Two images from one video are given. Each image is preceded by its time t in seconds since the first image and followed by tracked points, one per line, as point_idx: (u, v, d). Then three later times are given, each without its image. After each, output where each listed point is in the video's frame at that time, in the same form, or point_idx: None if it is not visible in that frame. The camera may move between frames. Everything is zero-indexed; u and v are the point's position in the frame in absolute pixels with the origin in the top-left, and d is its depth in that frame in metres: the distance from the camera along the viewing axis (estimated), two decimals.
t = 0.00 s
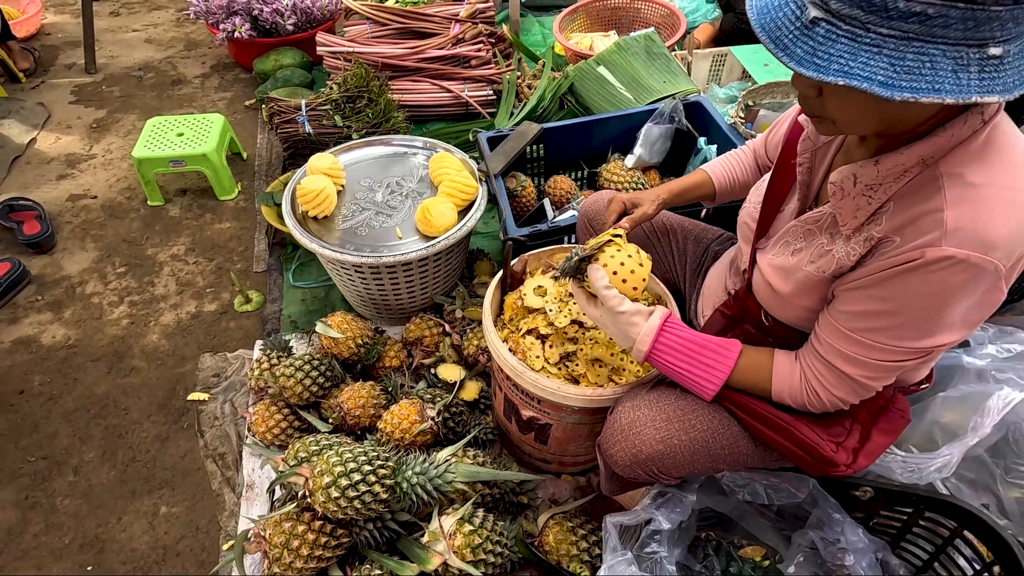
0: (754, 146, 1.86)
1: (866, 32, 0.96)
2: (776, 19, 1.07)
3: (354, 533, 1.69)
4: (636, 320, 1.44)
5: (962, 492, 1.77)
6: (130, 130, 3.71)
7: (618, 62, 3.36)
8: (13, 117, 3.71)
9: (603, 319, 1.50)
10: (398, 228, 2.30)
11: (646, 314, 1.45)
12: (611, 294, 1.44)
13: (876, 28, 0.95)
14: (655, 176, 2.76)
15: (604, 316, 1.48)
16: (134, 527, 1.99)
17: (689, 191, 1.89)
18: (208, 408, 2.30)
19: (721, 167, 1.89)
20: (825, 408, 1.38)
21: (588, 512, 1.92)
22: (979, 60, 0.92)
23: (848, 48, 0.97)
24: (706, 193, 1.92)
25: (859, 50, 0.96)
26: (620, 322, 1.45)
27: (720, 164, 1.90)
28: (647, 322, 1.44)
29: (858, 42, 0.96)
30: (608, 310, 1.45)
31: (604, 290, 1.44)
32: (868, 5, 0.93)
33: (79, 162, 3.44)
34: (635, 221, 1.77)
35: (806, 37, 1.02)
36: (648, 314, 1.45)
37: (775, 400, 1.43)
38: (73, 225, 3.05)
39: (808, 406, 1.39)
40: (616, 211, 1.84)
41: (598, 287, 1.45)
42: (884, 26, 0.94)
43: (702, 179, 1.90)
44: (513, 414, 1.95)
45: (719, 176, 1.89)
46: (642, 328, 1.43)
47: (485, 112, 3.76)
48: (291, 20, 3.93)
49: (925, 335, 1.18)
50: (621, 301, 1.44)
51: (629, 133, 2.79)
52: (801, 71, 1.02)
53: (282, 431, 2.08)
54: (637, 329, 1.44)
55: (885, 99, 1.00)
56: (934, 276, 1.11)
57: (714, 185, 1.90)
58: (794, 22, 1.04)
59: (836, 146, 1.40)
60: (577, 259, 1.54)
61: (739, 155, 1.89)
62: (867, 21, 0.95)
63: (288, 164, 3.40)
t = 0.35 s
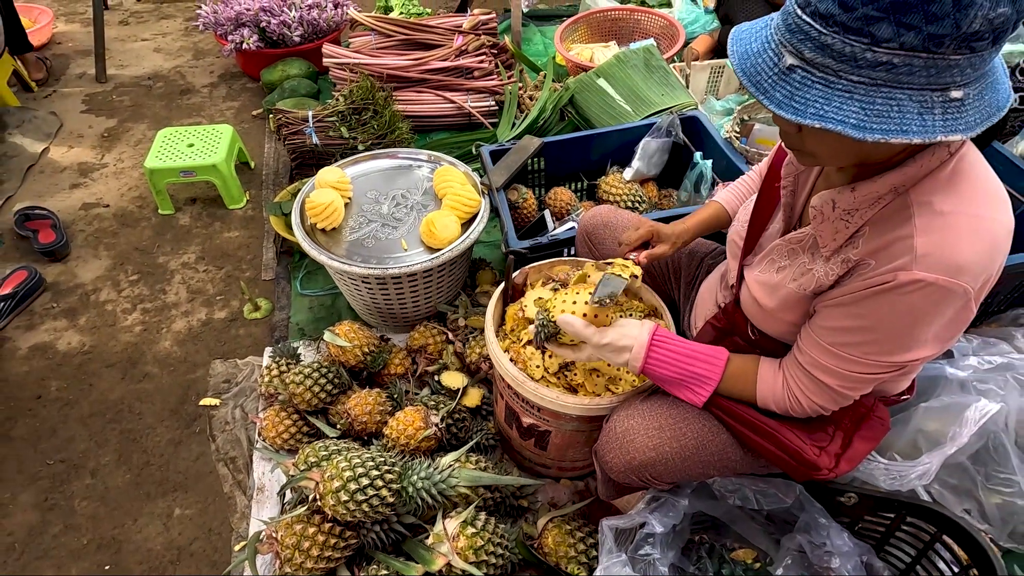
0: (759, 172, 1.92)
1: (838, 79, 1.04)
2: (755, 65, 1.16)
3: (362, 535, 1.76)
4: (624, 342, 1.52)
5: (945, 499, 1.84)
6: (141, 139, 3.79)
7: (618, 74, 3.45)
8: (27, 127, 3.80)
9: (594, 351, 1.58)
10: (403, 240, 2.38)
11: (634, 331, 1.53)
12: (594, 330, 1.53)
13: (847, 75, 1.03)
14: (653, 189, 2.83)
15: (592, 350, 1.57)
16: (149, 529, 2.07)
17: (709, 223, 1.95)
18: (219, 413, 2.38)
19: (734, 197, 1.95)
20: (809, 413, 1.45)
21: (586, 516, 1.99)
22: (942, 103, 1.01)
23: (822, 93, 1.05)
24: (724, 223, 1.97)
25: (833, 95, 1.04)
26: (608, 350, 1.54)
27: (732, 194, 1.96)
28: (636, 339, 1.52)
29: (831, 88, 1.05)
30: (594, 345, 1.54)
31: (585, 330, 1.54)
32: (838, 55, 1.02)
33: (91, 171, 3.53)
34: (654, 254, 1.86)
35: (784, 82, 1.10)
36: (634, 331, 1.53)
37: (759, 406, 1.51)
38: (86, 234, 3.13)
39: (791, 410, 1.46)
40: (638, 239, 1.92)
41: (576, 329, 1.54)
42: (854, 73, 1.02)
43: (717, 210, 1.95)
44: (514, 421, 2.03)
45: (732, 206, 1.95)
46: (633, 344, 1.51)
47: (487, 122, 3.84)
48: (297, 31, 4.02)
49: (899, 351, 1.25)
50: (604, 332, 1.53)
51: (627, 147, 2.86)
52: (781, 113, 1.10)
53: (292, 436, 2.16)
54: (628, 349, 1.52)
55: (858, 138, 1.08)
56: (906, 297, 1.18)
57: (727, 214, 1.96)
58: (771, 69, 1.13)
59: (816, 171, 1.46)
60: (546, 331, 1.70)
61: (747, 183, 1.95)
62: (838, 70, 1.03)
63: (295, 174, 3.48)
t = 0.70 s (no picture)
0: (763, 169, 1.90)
1: (842, 68, 1.03)
2: (758, 54, 1.15)
3: (362, 522, 1.77)
4: (629, 318, 1.53)
5: (950, 495, 1.82)
6: (150, 132, 3.82)
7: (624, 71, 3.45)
8: (38, 119, 3.84)
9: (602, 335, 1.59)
10: (408, 231, 2.39)
11: (637, 308, 1.54)
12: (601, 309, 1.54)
13: (851, 64, 1.02)
14: (659, 184, 2.82)
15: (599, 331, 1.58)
16: (152, 514, 2.08)
17: (708, 222, 1.93)
18: (223, 401, 2.39)
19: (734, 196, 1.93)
20: (810, 402, 1.45)
21: (586, 508, 1.99)
22: (948, 91, 1.00)
23: (826, 82, 1.05)
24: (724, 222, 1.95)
25: (836, 83, 1.04)
26: (615, 328, 1.55)
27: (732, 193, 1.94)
28: (639, 314, 1.53)
29: (835, 76, 1.04)
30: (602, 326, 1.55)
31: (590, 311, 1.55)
32: (842, 44, 1.01)
33: (100, 163, 3.56)
34: (651, 254, 1.84)
35: (787, 71, 1.10)
36: (637, 308, 1.54)
37: (758, 392, 1.51)
38: (95, 224, 3.16)
39: (789, 398, 1.46)
40: (637, 236, 1.90)
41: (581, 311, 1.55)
42: (858, 61, 1.01)
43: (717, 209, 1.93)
44: (516, 412, 2.03)
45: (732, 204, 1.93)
46: (636, 320, 1.52)
47: (494, 118, 3.85)
48: (306, 26, 4.05)
49: (902, 340, 1.25)
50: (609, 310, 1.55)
51: (633, 142, 2.86)
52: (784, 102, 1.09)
53: (294, 424, 2.17)
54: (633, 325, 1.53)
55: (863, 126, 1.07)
56: (910, 286, 1.17)
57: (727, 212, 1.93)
58: (775, 58, 1.12)
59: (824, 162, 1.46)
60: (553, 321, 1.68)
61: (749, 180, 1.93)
62: (841, 58, 1.02)
63: (302, 168, 3.50)
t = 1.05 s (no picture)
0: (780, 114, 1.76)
1: None
2: None
3: (335, 490, 1.64)
4: (632, 267, 1.37)
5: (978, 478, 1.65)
6: (141, 97, 3.70)
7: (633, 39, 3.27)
8: (29, 82, 3.74)
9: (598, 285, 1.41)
10: (397, 189, 2.25)
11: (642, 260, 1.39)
12: (602, 252, 1.38)
13: None
14: (666, 151, 2.66)
15: (595, 279, 1.41)
16: (117, 480, 1.96)
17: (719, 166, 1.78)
18: (199, 365, 2.26)
19: (748, 142, 1.79)
20: (829, 364, 1.29)
21: (579, 484, 1.84)
22: None
23: None
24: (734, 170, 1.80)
25: None
26: (616, 277, 1.39)
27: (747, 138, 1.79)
28: (643, 265, 1.38)
29: None
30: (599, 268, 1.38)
31: (592, 251, 1.38)
32: None
33: (89, 126, 3.44)
34: (654, 195, 1.69)
35: None
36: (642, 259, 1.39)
37: (773, 354, 1.36)
38: (79, 185, 3.05)
39: (807, 360, 1.30)
40: (637, 177, 1.75)
41: (584, 252, 1.38)
42: None
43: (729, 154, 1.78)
44: (505, 379, 1.89)
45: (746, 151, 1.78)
46: (639, 271, 1.37)
47: (496, 88, 3.69)
48: None
49: (937, 288, 1.09)
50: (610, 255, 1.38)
51: (640, 106, 2.70)
52: None
53: (270, 389, 2.03)
54: (636, 276, 1.38)
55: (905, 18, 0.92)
56: (950, 219, 1.02)
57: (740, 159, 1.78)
58: None
59: (850, 92, 1.30)
60: (546, 258, 1.47)
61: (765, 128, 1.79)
62: None
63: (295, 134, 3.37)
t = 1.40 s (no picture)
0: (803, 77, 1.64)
1: None
2: None
3: (306, 478, 1.50)
4: (641, 240, 1.21)
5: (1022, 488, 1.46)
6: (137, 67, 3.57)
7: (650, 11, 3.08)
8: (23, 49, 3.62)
9: (599, 252, 1.27)
10: (388, 158, 2.09)
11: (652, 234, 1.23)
12: (610, 215, 1.24)
13: None
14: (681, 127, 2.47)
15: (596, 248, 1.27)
16: (82, 460, 1.84)
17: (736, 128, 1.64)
18: (177, 342, 2.11)
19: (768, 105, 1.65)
20: (865, 355, 1.13)
21: (574, 480, 1.69)
22: None
23: None
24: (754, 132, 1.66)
25: None
26: (620, 249, 1.23)
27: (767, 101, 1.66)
28: (654, 241, 1.21)
29: None
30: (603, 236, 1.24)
31: (599, 212, 1.24)
32: None
33: (81, 95, 3.32)
34: (664, 149, 1.49)
35: None
36: (652, 233, 1.22)
37: (801, 344, 1.19)
38: (65, 154, 2.93)
39: (843, 353, 1.14)
40: (644, 135, 1.62)
41: (591, 210, 1.24)
42: None
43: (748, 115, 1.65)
44: (497, 364, 1.73)
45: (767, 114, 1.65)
46: (649, 246, 1.20)
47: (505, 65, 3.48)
48: None
49: (1000, 260, 0.92)
50: (619, 223, 1.23)
51: (653, 79, 2.53)
52: None
53: (246, 367, 1.87)
54: (643, 252, 1.21)
55: None
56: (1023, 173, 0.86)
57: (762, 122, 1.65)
58: None
59: (895, 36, 1.12)
60: (548, 209, 1.32)
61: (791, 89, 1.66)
62: None
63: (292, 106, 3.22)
